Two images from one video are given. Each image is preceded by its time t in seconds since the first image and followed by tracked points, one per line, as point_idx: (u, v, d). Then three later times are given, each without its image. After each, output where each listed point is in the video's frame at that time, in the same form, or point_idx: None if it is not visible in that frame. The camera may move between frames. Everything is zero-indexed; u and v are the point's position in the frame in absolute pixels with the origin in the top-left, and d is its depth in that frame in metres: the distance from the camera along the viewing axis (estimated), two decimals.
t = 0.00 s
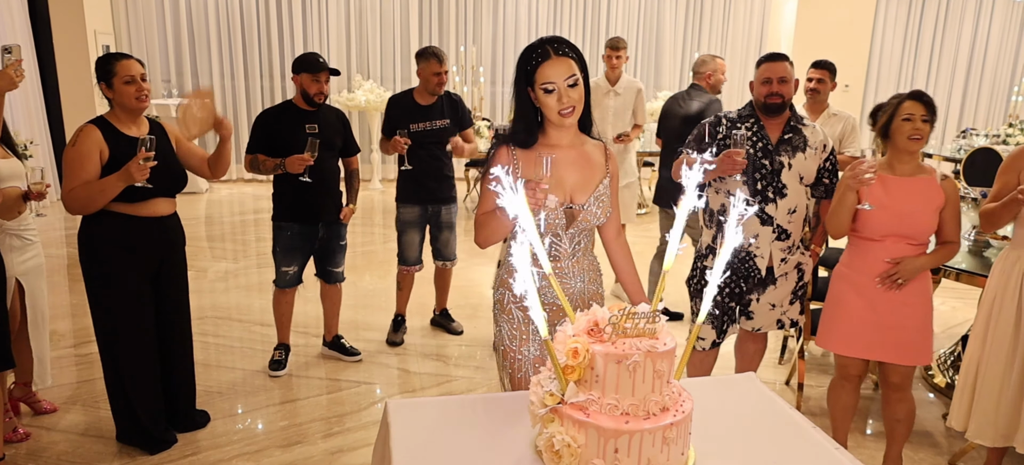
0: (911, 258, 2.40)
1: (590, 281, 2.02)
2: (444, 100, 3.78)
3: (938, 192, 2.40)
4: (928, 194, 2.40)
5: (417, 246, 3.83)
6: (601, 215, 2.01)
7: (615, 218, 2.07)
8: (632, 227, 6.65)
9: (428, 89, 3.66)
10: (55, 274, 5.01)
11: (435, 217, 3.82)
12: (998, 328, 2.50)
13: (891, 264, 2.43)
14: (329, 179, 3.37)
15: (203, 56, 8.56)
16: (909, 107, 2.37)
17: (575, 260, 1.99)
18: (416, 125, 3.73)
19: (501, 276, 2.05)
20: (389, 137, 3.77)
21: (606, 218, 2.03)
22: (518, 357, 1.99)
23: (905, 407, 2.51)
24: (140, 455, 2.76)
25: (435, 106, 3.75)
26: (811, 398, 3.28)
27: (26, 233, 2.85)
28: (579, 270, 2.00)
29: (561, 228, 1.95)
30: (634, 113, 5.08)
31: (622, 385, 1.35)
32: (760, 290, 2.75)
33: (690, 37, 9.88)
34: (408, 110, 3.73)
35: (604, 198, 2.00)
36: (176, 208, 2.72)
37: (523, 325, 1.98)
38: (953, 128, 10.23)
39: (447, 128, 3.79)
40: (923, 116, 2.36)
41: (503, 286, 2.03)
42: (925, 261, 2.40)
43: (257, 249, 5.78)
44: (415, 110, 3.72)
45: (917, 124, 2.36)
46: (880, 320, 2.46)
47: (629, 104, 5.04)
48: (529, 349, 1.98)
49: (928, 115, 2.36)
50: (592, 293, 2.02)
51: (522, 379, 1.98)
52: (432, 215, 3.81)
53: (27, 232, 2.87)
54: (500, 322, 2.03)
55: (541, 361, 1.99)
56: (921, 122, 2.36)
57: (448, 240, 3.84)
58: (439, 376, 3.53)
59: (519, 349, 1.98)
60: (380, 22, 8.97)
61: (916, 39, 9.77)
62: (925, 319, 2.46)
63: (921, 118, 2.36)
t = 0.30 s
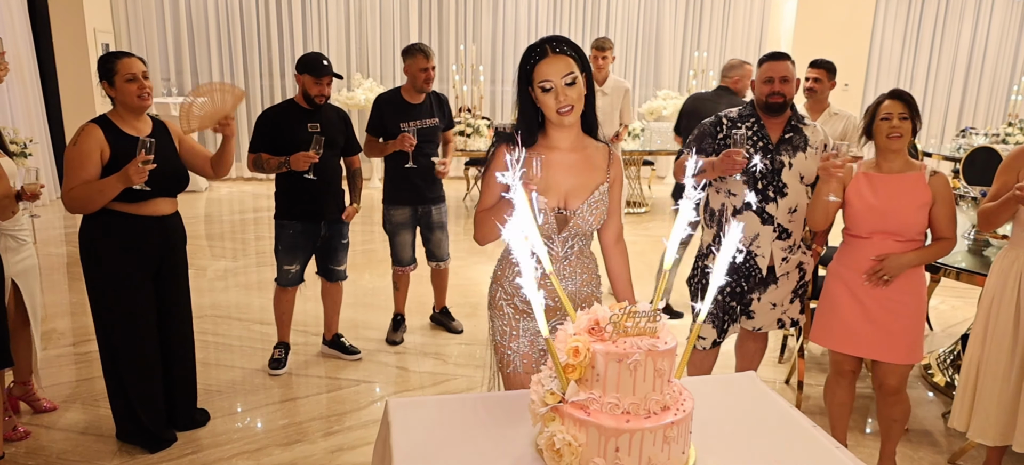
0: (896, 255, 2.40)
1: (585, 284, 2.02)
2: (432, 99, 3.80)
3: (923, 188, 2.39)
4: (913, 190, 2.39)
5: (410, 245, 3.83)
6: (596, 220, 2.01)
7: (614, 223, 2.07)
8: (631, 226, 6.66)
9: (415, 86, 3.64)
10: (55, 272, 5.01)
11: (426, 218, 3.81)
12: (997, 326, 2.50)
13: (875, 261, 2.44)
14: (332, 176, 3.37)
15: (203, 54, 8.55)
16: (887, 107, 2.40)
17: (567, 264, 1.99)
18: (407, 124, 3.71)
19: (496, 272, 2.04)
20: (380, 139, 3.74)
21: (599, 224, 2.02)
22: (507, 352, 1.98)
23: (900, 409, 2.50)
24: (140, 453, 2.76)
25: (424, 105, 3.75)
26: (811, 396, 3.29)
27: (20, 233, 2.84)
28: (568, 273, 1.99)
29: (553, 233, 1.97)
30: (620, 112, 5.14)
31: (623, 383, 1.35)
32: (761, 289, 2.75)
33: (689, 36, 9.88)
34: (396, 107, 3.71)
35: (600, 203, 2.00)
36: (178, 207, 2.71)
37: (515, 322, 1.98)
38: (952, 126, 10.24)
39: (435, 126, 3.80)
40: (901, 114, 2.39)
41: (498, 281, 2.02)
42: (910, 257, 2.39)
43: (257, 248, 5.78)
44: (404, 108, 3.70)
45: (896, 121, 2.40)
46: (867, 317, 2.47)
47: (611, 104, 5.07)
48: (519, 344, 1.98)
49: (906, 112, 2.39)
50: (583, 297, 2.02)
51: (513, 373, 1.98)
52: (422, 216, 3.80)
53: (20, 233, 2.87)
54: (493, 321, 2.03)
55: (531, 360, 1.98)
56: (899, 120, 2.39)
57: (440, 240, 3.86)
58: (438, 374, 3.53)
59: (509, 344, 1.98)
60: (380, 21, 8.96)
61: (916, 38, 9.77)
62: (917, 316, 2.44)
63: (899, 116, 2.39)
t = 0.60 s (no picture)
0: (889, 254, 2.40)
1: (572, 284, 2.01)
2: (421, 98, 3.80)
3: (926, 190, 2.37)
4: (913, 192, 2.38)
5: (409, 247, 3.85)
6: (584, 224, 2.00)
7: (607, 226, 2.04)
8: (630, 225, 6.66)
9: (406, 83, 3.63)
10: (54, 271, 5.01)
11: (421, 217, 3.82)
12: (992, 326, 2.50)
13: (871, 260, 2.46)
14: (332, 174, 3.36)
15: (203, 53, 8.54)
16: (889, 108, 2.40)
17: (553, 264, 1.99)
18: (400, 123, 3.69)
19: (482, 271, 2.03)
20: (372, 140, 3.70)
21: (587, 227, 2.01)
22: (490, 352, 1.97)
23: (899, 411, 2.49)
24: (139, 451, 2.76)
25: (415, 105, 3.75)
26: (809, 395, 3.29)
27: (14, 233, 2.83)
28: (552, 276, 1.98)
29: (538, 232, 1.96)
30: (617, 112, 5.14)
31: (622, 382, 1.35)
32: (759, 289, 2.75)
33: (689, 34, 9.87)
34: (388, 107, 3.68)
35: (588, 205, 1.99)
36: (178, 205, 2.71)
37: (497, 322, 1.97)
38: (952, 125, 10.24)
39: (426, 126, 3.81)
40: (902, 114, 2.39)
41: (482, 280, 2.00)
42: (904, 257, 2.39)
43: (255, 247, 5.77)
44: (395, 107, 3.68)
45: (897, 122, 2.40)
46: (861, 314, 2.49)
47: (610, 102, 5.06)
48: (501, 346, 1.96)
49: (909, 112, 2.38)
50: (571, 297, 2.01)
51: (493, 375, 1.95)
52: (417, 216, 3.81)
53: (15, 232, 2.86)
54: (477, 320, 2.01)
55: (512, 362, 1.96)
56: (900, 120, 2.39)
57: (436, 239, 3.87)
58: (437, 373, 3.53)
59: (492, 345, 1.96)
60: (379, 19, 8.96)
61: (915, 37, 9.78)
62: (914, 318, 2.43)
63: (900, 116, 2.39)
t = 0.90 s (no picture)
0: (903, 257, 2.39)
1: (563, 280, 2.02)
2: (414, 95, 3.81)
3: (942, 193, 2.36)
4: (929, 193, 2.37)
5: (400, 244, 3.84)
6: (574, 218, 2.00)
7: (593, 222, 2.05)
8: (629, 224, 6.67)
9: (398, 80, 3.64)
10: (53, 270, 5.01)
11: (414, 216, 3.82)
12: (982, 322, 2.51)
13: (886, 261, 2.44)
14: (331, 173, 3.37)
15: (202, 53, 8.55)
16: (914, 106, 2.38)
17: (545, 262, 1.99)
18: (394, 120, 3.69)
19: (470, 273, 2.01)
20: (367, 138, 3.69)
21: (577, 221, 2.02)
22: (482, 358, 1.96)
23: (905, 410, 2.50)
24: (138, 450, 2.77)
25: (408, 101, 3.75)
26: (808, 394, 3.30)
27: (11, 233, 2.82)
28: (545, 273, 1.96)
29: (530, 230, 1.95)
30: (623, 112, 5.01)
31: (618, 380, 1.36)
32: (758, 288, 2.76)
33: (688, 34, 9.87)
34: (382, 104, 3.68)
35: (577, 200, 2.00)
36: (178, 205, 2.71)
37: (488, 326, 1.96)
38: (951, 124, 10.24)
39: (421, 122, 3.80)
40: (925, 114, 2.37)
41: (471, 284, 1.99)
42: (919, 259, 2.37)
43: (254, 246, 5.77)
44: (388, 104, 3.69)
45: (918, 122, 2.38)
46: (874, 316, 2.47)
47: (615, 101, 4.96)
48: (493, 350, 1.96)
49: (933, 113, 2.36)
50: (565, 295, 2.00)
51: (485, 380, 1.96)
52: (411, 214, 3.80)
53: (12, 232, 2.86)
54: (467, 323, 2.00)
55: (504, 365, 1.96)
56: (922, 120, 2.37)
57: (432, 236, 3.88)
58: (436, 372, 3.54)
59: (483, 349, 1.96)
60: (378, 19, 8.96)
61: (914, 36, 9.78)
62: (926, 319, 2.42)
63: (922, 116, 2.37)
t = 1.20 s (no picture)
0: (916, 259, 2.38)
1: (564, 280, 2.03)
2: (419, 95, 3.78)
3: (951, 195, 2.36)
4: (941, 196, 2.36)
5: (398, 243, 3.83)
6: (574, 212, 2.03)
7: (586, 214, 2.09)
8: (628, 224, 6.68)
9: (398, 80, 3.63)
10: (53, 270, 5.01)
11: (412, 216, 3.80)
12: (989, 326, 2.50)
13: (898, 265, 2.43)
14: (330, 173, 3.37)
15: (201, 53, 8.55)
16: (933, 109, 2.37)
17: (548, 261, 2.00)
18: (394, 120, 3.69)
19: (473, 281, 1.98)
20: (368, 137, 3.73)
21: (577, 214, 2.05)
22: (492, 366, 1.97)
23: (909, 409, 2.50)
24: (137, 450, 2.77)
25: (410, 100, 3.72)
26: (808, 394, 3.30)
27: (9, 234, 2.82)
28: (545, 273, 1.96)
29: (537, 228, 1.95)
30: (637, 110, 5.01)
31: (618, 379, 1.36)
32: (758, 287, 2.76)
33: (687, 34, 9.87)
34: (382, 104, 3.69)
35: (576, 194, 2.03)
36: (179, 205, 2.71)
37: (499, 332, 1.96)
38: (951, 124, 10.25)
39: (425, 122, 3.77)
40: (942, 119, 2.36)
41: (476, 291, 1.96)
42: (932, 263, 2.36)
43: (254, 246, 5.77)
44: (390, 104, 3.68)
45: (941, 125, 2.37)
46: (888, 320, 2.46)
47: (630, 101, 4.95)
48: (505, 356, 1.97)
49: (950, 118, 2.35)
50: (565, 294, 2.01)
51: (498, 387, 1.97)
52: (410, 214, 3.79)
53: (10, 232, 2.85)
54: (473, 329, 1.97)
55: (516, 369, 1.99)
56: (939, 124, 2.36)
57: (429, 237, 3.85)
58: (437, 372, 3.54)
59: (495, 356, 1.96)
60: (377, 19, 8.96)
61: (913, 35, 9.78)
62: (941, 323, 2.41)
63: (940, 120, 2.36)
